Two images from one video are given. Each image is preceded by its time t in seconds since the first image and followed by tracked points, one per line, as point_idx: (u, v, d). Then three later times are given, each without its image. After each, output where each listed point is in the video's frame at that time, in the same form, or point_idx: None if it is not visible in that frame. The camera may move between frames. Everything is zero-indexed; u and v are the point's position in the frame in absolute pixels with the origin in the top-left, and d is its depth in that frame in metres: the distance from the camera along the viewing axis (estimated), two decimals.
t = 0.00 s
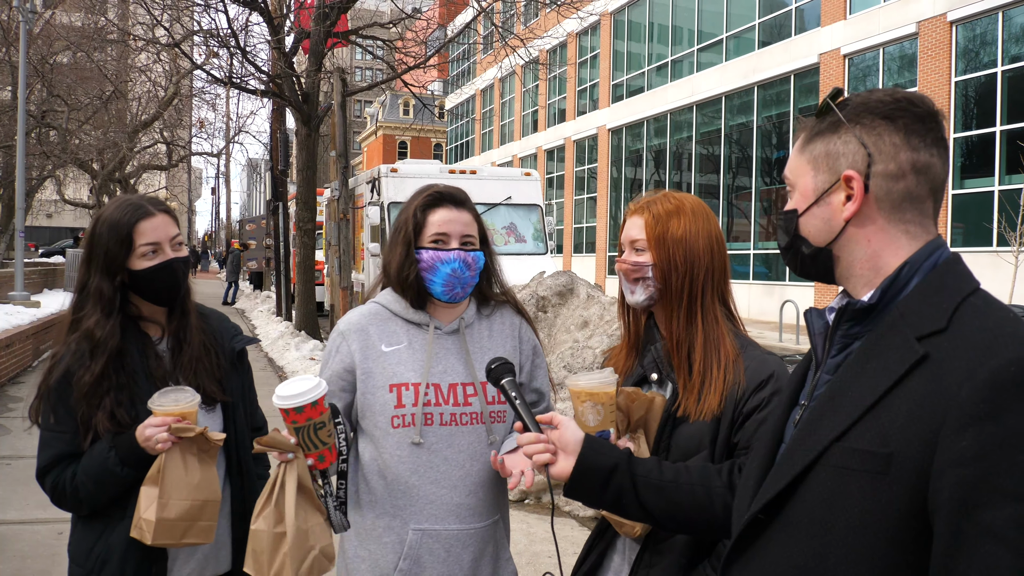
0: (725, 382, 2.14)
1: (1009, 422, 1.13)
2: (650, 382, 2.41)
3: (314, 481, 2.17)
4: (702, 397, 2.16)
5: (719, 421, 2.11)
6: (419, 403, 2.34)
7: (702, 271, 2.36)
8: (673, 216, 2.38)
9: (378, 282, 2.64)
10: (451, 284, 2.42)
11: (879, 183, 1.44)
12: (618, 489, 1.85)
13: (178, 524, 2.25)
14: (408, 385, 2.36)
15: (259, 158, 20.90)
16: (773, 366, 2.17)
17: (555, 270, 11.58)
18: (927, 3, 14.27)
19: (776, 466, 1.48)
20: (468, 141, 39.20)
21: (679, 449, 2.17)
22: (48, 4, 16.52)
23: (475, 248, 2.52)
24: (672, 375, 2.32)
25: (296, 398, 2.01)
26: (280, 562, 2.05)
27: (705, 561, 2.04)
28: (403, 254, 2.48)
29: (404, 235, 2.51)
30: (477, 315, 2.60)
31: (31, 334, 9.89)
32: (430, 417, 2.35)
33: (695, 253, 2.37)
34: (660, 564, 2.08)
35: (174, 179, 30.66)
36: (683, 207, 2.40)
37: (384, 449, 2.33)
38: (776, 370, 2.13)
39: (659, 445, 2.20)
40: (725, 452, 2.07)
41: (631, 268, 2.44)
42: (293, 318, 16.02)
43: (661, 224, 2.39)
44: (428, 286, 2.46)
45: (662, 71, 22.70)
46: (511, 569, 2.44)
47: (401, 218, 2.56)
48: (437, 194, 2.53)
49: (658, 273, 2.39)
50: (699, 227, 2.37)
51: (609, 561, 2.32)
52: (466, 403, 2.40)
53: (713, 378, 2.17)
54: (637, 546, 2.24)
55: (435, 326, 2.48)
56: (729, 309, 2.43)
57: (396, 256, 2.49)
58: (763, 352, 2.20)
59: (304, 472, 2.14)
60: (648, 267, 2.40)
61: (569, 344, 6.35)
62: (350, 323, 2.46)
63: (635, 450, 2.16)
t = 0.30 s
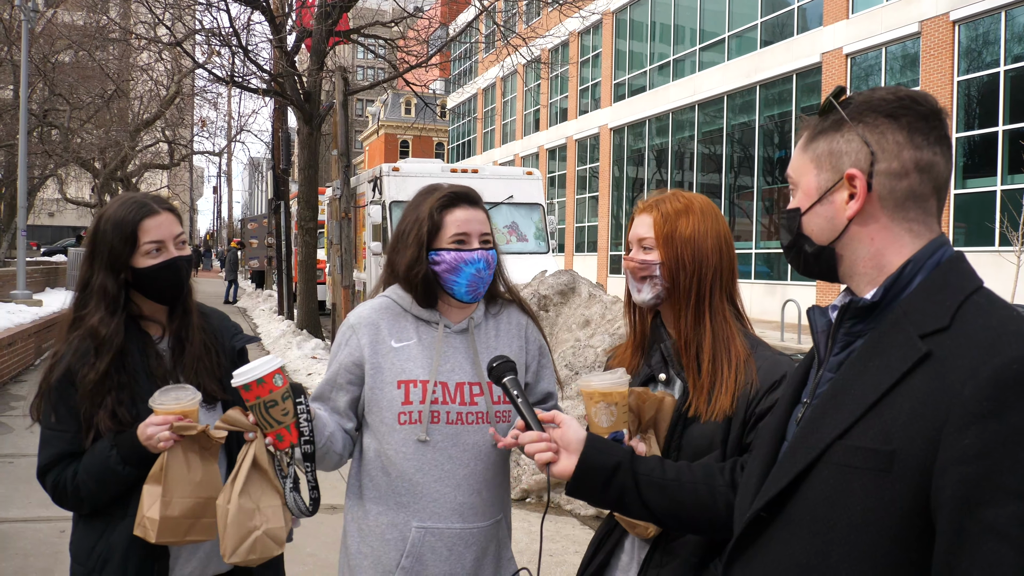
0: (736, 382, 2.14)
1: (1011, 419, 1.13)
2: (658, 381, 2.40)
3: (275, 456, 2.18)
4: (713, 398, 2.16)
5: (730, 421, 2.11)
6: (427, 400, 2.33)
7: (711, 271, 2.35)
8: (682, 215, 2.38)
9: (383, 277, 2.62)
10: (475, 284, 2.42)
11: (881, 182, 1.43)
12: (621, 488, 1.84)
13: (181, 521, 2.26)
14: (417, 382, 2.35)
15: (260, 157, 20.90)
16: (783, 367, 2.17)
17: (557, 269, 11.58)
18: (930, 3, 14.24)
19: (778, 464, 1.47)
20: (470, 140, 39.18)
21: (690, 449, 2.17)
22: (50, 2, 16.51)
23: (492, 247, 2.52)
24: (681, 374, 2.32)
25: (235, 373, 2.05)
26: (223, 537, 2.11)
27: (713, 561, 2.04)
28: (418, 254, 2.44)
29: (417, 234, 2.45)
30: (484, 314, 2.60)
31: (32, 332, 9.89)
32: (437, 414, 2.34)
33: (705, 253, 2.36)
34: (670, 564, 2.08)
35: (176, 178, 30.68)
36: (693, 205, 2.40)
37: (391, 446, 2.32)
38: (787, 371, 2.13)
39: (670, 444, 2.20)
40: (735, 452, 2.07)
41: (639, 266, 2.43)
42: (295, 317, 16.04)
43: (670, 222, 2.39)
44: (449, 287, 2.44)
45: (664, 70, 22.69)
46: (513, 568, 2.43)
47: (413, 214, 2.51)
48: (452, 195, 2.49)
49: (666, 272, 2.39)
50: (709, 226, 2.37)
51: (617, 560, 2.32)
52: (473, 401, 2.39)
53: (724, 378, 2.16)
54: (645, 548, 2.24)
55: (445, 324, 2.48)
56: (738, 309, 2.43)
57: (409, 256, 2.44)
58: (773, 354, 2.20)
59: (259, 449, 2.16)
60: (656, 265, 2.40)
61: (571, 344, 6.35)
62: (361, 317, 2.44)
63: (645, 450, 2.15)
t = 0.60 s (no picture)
0: (742, 380, 2.14)
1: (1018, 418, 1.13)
2: (662, 378, 2.40)
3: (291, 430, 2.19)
4: (718, 396, 2.16)
5: (735, 419, 2.11)
6: (427, 395, 2.33)
7: (718, 267, 2.35)
8: (690, 213, 2.38)
9: (389, 269, 2.61)
10: (472, 291, 2.42)
11: (888, 179, 1.43)
12: (625, 485, 1.84)
13: (187, 517, 2.26)
14: (417, 377, 2.35)
15: (262, 153, 20.90)
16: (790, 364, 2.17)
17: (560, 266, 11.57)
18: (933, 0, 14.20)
19: (784, 460, 1.47)
20: (472, 137, 39.17)
21: (694, 446, 2.17)
22: None
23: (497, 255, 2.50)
24: (686, 371, 2.31)
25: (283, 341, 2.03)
26: (253, 508, 2.06)
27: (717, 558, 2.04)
28: (427, 255, 2.43)
29: (429, 232, 2.43)
30: (485, 310, 2.60)
31: (35, 329, 9.90)
32: (439, 409, 2.34)
33: (712, 250, 2.36)
34: (674, 561, 2.08)
35: (178, 174, 30.70)
36: (700, 203, 2.40)
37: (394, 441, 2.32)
38: (793, 370, 2.12)
39: (674, 441, 2.20)
40: (740, 449, 2.06)
41: (646, 264, 2.43)
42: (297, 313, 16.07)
43: (679, 216, 2.38)
44: (448, 289, 2.45)
45: (667, 67, 22.64)
46: (517, 566, 2.44)
47: (426, 206, 2.47)
48: (466, 197, 2.42)
49: (673, 270, 2.38)
50: (717, 224, 2.37)
51: (619, 557, 2.32)
52: (475, 396, 2.40)
53: (730, 376, 2.16)
54: (649, 544, 2.25)
55: (443, 320, 2.48)
56: (744, 307, 2.43)
57: (418, 254, 2.43)
58: (779, 352, 2.20)
59: (289, 422, 2.14)
60: (663, 263, 2.39)
61: (573, 341, 6.35)
62: (360, 316, 2.45)
63: (650, 448, 2.15)
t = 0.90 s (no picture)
0: (743, 380, 2.14)
1: (1019, 420, 1.13)
2: (663, 378, 2.40)
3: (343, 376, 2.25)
4: (719, 396, 2.15)
5: (736, 419, 2.10)
6: (427, 393, 2.33)
7: (720, 268, 2.35)
8: (693, 214, 2.38)
9: (390, 270, 2.60)
10: (472, 294, 2.40)
11: (890, 179, 1.42)
12: (626, 486, 1.84)
13: (191, 516, 2.26)
14: (417, 375, 2.35)
15: (263, 152, 20.90)
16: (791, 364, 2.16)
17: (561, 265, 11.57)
18: None
19: (786, 461, 1.47)
20: (473, 136, 39.16)
21: (695, 445, 2.16)
22: None
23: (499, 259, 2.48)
24: (688, 371, 2.31)
25: (321, 281, 2.20)
26: (362, 429, 2.08)
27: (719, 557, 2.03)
28: (429, 258, 2.42)
29: (432, 236, 2.42)
30: (484, 310, 2.60)
31: (35, 327, 9.89)
32: (439, 407, 2.34)
33: (715, 251, 2.35)
34: (674, 560, 2.07)
35: (178, 173, 30.68)
36: (702, 203, 2.39)
37: (394, 439, 2.31)
38: (794, 370, 2.12)
39: (674, 441, 2.20)
40: (741, 449, 2.06)
41: (649, 265, 2.43)
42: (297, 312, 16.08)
43: (683, 217, 2.38)
44: (449, 293, 2.43)
45: (668, 66, 22.63)
46: (520, 566, 2.44)
47: (430, 208, 2.46)
48: (468, 202, 2.41)
49: (676, 270, 2.38)
50: (719, 225, 2.37)
51: (618, 557, 2.32)
52: (475, 393, 2.40)
53: (731, 376, 2.16)
54: (648, 543, 2.25)
55: (442, 319, 2.48)
56: (745, 307, 2.43)
57: (421, 257, 2.43)
58: (781, 352, 2.20)
59: (338, 358, 2.22)
60: (666, 263, 2.39)
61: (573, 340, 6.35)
62: (360, 315, 2.44)
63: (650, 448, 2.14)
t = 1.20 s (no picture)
0: (742, 379, 2.13)
1: (1019, 420, 1.12)
2: (662, 377, 2.39)
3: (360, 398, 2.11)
4: (717, 394, 2.15)
5: (735, 418, 2.10)
6: (428, 393, 2.32)
7: (718, 266, 2.35)
8: (691, 213, 2.37)
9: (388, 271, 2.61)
10: (478, 284, 2.41)
11: (891, 177, 1.42)
12: (626, 486, 1.84)
13: (191, 516, 2.25)
14: (418, 375, 2.34)
15: (262, 153, 20.89)
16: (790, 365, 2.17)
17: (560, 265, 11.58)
18: None
19: (786, 461, 1.46)
20: (472, 136, 39.18)
21: (694, 444, 2.16)
22: None
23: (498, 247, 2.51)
24: (688, 370, 2.31)
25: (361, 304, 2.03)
26: (384, 464, 1.99)
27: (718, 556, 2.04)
28: (427, 254, 2.43)
29: (428, 232, 2.43)
30: (485, 308, 2.59)
31: (34, 328, 9.88)
32: (439, 406, 2.33)
33: (713, 250, 2.35)
34: (673, 560, 2.07)
35: (177, 174, 30.67)
36: (701, 203, 2.39)
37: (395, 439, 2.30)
38: (793, 370, 2.12)
39: (674, 440, 2.19)
40: (740, 448, 2.06)
41: (647, 263, 2.43)
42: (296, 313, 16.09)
43: (683, 216, 2.38)
44: (453, 285, 2.43)
45: (667, 66, 22.64)
46: (520, 565, 2.43)
47: (421, 208, 2.48)
48: (459, 192, 2.46)
49: (675, 269, 2.38)
50: (717, 223, 2.36)
51: (617, 556, 2.32)
52: (476, 392, 2.39)
53: (729, 375, 2.15)
54: (648, 543, 2.25)
55: (443, 318, 2.47)
56: (743, 306, 2.43)
57: (419, 255, 2.44)
58: (779, 352, 2.20)
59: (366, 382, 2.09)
60: (664, 261, 2.39)
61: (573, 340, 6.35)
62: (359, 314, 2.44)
63: (650, 447, 2.13)
